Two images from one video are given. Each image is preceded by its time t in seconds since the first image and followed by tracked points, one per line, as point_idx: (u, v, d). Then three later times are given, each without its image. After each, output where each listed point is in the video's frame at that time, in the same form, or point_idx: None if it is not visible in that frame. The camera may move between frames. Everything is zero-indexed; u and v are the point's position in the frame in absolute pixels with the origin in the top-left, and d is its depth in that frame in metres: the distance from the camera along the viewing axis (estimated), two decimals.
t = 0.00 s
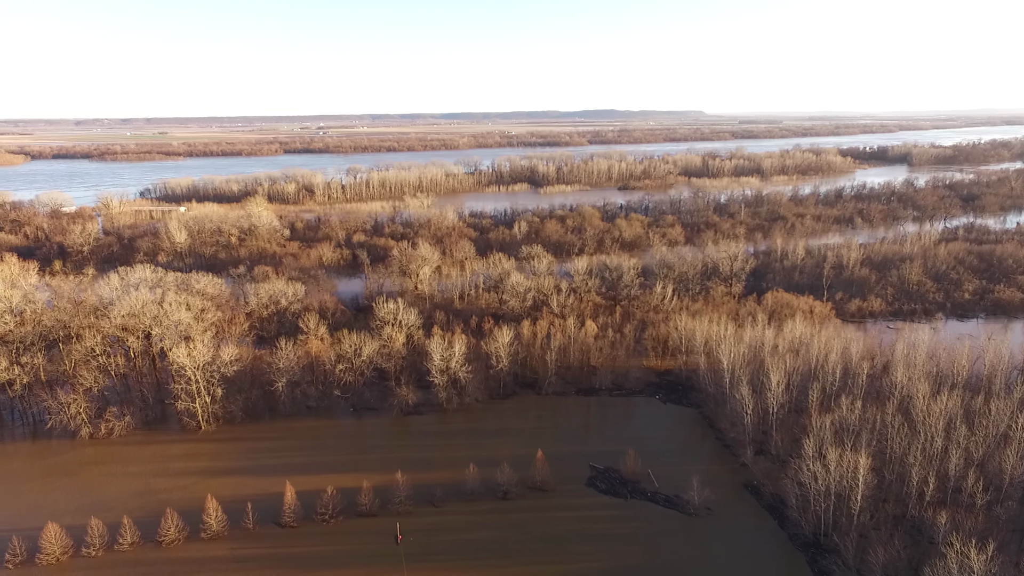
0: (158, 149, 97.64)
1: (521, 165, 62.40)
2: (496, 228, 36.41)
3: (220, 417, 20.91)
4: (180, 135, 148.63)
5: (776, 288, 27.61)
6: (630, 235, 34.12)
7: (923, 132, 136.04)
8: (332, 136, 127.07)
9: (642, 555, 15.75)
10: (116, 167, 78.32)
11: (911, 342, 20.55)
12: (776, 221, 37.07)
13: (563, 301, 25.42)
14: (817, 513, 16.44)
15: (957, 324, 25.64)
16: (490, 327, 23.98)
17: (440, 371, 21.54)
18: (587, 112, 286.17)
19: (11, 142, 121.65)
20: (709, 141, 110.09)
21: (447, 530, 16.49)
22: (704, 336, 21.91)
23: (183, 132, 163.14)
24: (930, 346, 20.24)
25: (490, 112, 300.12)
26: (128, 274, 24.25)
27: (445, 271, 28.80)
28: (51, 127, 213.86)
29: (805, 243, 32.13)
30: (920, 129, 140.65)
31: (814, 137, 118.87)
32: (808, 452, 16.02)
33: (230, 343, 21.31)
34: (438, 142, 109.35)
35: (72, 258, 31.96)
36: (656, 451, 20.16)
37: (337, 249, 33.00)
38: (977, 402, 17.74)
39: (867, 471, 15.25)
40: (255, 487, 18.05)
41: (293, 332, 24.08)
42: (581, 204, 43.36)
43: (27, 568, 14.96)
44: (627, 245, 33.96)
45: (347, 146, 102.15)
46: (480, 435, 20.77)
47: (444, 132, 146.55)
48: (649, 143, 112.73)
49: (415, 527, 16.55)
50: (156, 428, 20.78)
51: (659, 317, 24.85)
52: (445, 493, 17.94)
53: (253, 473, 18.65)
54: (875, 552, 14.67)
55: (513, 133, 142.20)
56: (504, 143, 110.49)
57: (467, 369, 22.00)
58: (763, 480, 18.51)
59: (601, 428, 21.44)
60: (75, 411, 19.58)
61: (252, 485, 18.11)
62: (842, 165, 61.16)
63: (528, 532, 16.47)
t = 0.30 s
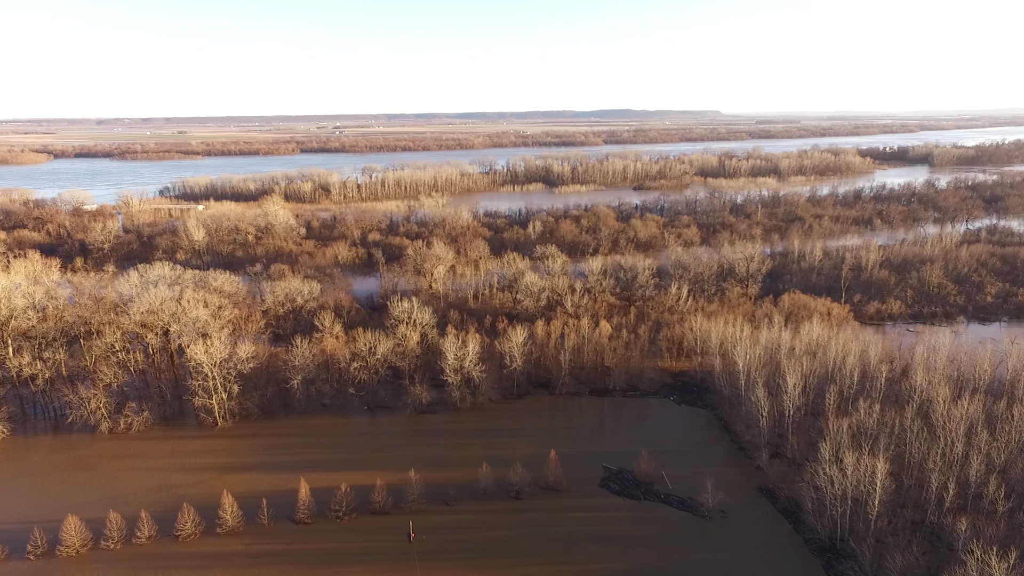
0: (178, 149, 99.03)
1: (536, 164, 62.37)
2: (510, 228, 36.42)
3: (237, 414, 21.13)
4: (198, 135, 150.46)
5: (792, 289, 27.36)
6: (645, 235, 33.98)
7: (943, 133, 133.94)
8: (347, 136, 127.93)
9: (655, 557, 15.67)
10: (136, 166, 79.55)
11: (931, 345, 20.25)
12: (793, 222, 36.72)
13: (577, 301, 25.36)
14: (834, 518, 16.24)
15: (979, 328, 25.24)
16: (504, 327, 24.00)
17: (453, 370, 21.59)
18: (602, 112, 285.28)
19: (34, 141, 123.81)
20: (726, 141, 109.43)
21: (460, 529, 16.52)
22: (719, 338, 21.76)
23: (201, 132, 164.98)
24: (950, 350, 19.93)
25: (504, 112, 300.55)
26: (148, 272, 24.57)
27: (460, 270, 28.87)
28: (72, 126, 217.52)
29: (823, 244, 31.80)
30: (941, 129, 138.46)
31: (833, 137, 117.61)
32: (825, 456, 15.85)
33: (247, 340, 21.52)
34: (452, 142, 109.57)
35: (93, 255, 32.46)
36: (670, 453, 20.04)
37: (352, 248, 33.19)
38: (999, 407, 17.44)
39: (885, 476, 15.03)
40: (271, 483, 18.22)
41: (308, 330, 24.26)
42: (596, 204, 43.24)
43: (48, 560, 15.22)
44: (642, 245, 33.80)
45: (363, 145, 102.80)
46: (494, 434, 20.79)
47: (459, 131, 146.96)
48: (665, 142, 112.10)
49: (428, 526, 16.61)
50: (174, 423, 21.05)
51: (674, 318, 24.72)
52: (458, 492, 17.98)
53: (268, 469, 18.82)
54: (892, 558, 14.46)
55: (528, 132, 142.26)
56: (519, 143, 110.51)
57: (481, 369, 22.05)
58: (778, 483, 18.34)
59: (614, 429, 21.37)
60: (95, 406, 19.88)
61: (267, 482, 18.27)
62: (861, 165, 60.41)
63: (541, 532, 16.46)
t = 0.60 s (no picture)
0: (197, 148, 100.33)
1: (551, 164, 62.34)
2: (526, 228, 36.43)
3: (253, 410, 21.36)
4: (217, 134, 152.20)
5: (811, 291, 27.08)
6: (661, 236, 33.80)
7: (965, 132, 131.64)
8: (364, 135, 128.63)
9: (669, 559, 15.57)
10: (157, 165, 80.66)
11: (953, 349, 19.91)
12: (812, 223, 36.34)
13: (592, 301, 25.31)
14: (851, 523, 16.03)
15: (1003, 332, 24.80)
16: (519, 327, 24.01)
17: (468, 369, 21.65)
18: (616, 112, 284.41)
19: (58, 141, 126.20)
20: (744, 141, 108.57)
21: (473, 528, 16.54)
22: (735, 340, 21.59)
23: (220, 131, 166.99)
24: (972, 354, 19.58)
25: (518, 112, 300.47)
26: (167, 269, 24.91)
27: (475, 270, 28.91)
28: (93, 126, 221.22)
29: (842, 245, 31.43)
30: (963, 129, 136.03)
31: (852, 137, 116.16)
32: (842, 460, 15.64)
33: (264, 338, 21.74)
34: (468, 141, 109.76)
35: (115, 252, 32.98)
36: (685, 455, 19.91)
37: (369, 247, 33.40)
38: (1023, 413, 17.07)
39: (904, 482, 14.80)
40: (286, 479, 18.38)
41: (324, 328, 24.44)
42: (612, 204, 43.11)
43: (69, 551, 15.49)
44: (658, 246, 33.63)
45: (379, 144, 103.44)
46: (508, 434, 20.80)
47: (478, 131, 147.14)
48: (682, 142, 111.33)
49: (442, 524, 16.67)
50: (192, 419, 21.32)
51: (690, 319, 24.58)
52: (471, 490, 18.01)
53: (283, 466, 18.99)
54: (911, 565, 14.23)
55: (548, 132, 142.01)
56: (535, 142, 110.49)
57: (495, 368, 22.08)
58: (794, 487, 18.15)
59: (629, 430, 21.28)
60: (116, 401, 20.21)
61: (283, 478, 18.45)
62: (881, 165, 59.55)
63: (554, 532, 16.43)
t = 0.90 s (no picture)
0: (217, 146, 101.57)
1: (567, 164, 62.22)
2: (541, 228, 36.41)
3: (270, 407, 21.56)
4: (236, 133, 154.12)
5: (829, 293, 26.79)
6: (677, 236, 33.57)
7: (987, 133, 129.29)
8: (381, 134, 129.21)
9: (683, 562, 15.47)
10: (177, 164, 81.73)
11: (975, 353, 19.57)
12: (831, 224, 35.92)
13: (607, 302, 25.23)
14: (869, 528, 15.82)
15: None
16: (533, 326, 23.98)
17: (482, 368, 21.69)
18: (631, 112, 283.22)
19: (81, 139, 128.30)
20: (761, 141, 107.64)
21: (486, 527, 16.57)
22: (752, 341, 21.42)
23: (238, 130, 168.70)
24: (995, 358, 19.23)
25: (532, 111, 300.21)
26: (186, 267, 25.21)
27: (490, 269, 28.95)
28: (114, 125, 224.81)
29: (861, 247, 31.03)
30: (986, 130, 133.58)
31: (872, 138, 114.62)
32: (860, 464, 15.47)
33: (280, 335, 21.93)
34: (484, 141, 109.93)
35: (135, 250, 33.47)
36: (699, 457, 19.78)
37: (384, 246, 33.57)
38: None
39: (923, 487, 14.57)
40: (302, 476, 18.54)
41: (340, 326, 24.61)
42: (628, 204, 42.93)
43: (89, 543, 15.76)
44: (674, 247, 33.42)
45: (395, 144, 103.98)
46: (521, 434, 20.80)
47: (493, 131, 147.60)
48: (698, 142, 110.49)
49: (455, 523, 16.72)
50: (209, 415, 21.58)
51: (705, 320, 24.42)
52: (485, 489, 18.04)
53: (298, 462, 19.14)
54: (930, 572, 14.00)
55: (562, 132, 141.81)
56: (550, 142, 110.45)
57: (509, 368, 22.10)
58: (811, 491, 17.95)
59: (643, 431, 21.18)
60: (135, 396, 20.52)
61: (298, 474, 18.61)
62: (903, 166, 58.64)
63: (567, 532, 16.40)
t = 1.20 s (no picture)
0: (236, 146, 102.75)
1: (583, 164, 62.11)
2: (556, 228, 36.37)
3: (286, 404, 21.76)
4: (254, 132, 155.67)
5: (849, 295, 26.51)
6: (694, 237, 33.33)
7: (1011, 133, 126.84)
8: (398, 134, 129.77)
9: (698, 565, 15.35)
10: (197, 162, 82.83)
11: (999, 358, 19.22)
12: (850, 225, 35.50)
13: (623, 302, 25.14)
14: (887, 534, 15.61)
15: None
16: (548, 326, 23.97)
17: (496, 368, 21.74)
18: (646, 112, 282.26)
19: (105, 138, 130.49)
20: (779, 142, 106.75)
21: (500, 526, 16.59)
22: (769, 343, 21.23)
23: (257, 130, 170.40)
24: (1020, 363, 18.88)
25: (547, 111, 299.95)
26: (205, 264, 25.53)
27: (505, 269, 28.97)
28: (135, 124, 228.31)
29: (881, 249, 30.61)
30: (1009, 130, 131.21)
31: (893, 138, 112.86)
32: (879, 469, 15.26)
33: (297, 333, 22.13)
34: (500, 141, 109.97)
35: (156, 247, 33.92)
36: (715, 459, 19.63)
37: (400, 245, 33.72)
38: None
39: (945, 493, 14.32)
40: (318, 472, 18.69)
41: (355, 324, 24.76)
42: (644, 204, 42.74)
43: (109, 536, 16.02)
44: (690, 247, 33.19)
45: (411, 143, 104.51)
46: (535, 434, 20.79)
47: (508, 131, 147.68)
48: (716, 143, 109.51)
49: (469, 522, 16.76)
50: (227, 411, 21.84)
51: (722, 321, 24.25)
52: (498, 489, 18.05)
53: (314, 459, 19.30)
54: None
55: (577, 131, 141.83)
56: (567, 141, 110.42)
57: (524, 367, 22.10)
58: (828, 496, 17.74)
59: (658, 433, 21.08)
60: (154, 392, 20.83)
61: (314, 471, 18.76)
62: (925, 167, 57.71)
63: (580, 533, 16.37)
